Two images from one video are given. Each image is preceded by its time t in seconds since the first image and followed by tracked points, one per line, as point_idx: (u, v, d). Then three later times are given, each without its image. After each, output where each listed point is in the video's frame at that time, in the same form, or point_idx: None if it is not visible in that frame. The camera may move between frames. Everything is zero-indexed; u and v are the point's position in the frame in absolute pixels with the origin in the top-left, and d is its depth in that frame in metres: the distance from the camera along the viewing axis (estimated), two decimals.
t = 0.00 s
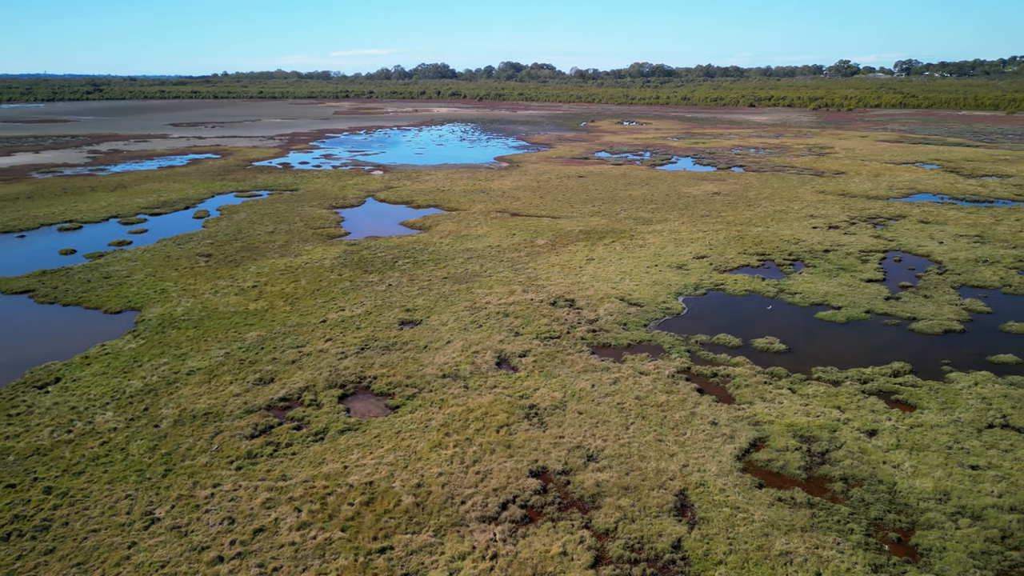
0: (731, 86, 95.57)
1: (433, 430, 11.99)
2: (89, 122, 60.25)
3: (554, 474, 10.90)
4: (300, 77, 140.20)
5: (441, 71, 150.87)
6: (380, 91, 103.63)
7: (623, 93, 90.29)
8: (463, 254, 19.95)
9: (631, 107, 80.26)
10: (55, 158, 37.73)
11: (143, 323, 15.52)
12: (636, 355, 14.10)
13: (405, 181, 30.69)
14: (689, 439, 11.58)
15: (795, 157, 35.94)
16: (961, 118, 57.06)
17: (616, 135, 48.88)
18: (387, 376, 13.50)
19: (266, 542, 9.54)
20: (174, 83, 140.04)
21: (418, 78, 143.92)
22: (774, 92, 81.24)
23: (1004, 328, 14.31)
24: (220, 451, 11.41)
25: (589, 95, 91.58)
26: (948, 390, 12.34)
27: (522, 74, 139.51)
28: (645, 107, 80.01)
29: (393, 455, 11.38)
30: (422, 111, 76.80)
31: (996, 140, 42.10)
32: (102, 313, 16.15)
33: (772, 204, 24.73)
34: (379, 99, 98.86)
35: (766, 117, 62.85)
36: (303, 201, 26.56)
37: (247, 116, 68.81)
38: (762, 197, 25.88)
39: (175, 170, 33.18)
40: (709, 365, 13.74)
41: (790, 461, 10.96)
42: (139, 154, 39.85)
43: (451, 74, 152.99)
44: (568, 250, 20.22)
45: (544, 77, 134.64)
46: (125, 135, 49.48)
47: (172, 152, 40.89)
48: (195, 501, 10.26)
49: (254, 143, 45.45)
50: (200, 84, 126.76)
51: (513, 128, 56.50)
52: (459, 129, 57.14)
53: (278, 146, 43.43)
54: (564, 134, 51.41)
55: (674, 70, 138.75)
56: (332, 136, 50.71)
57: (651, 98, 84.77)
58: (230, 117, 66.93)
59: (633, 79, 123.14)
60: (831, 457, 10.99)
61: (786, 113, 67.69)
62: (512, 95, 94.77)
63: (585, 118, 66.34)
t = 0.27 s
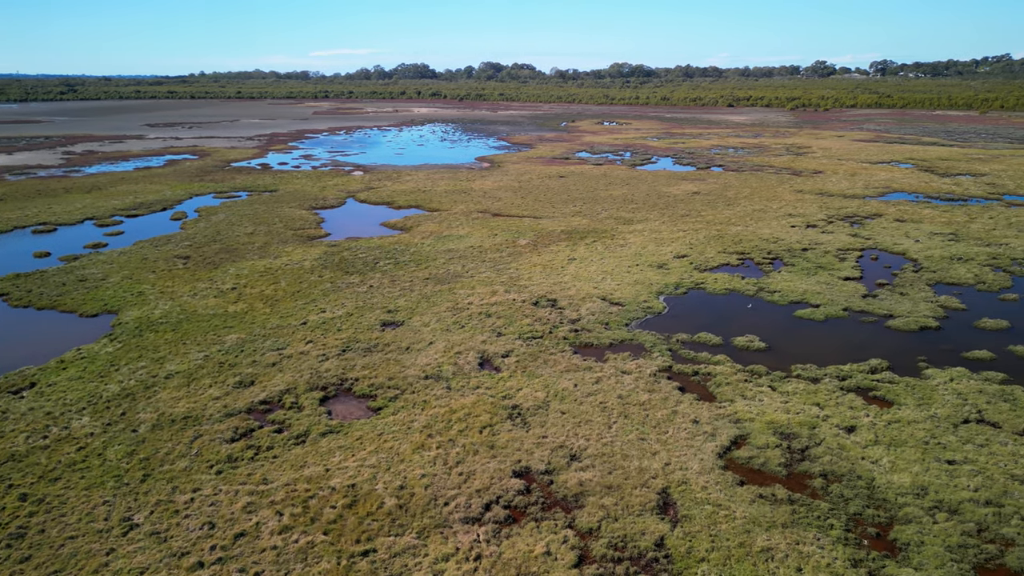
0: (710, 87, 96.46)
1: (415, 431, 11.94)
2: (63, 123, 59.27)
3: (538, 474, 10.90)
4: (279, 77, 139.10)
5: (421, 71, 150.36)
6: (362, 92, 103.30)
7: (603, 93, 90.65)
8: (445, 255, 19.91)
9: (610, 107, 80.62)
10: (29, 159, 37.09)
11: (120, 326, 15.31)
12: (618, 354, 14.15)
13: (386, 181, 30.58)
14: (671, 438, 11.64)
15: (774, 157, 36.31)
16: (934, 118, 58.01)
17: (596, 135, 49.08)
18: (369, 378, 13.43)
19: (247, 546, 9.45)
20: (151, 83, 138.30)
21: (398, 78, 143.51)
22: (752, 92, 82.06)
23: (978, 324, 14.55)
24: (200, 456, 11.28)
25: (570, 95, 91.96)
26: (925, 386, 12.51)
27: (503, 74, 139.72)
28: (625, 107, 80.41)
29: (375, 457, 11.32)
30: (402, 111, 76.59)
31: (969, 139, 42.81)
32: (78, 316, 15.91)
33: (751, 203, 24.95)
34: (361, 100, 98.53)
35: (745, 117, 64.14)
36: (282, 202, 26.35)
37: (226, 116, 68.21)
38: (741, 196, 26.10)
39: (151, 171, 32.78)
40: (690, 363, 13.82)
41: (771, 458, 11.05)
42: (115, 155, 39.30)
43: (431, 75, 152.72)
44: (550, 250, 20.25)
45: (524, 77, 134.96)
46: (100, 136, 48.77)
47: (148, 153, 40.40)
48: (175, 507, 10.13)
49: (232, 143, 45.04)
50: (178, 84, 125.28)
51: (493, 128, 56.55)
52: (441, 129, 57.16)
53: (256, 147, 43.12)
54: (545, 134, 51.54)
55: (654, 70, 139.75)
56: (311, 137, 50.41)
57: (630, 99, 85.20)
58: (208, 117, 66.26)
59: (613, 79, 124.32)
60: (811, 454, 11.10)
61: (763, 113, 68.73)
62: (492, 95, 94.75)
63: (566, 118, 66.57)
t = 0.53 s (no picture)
0: (688, 87, 97.36)
1: (397, 433, 11.89)
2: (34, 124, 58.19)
3: (520, 474, 10.90)
4: (256, 77, 137.67)
5: (399, 71, 149.57)
6: (342, 92, 102.77)
7: (582, 93, 90.92)
8: (425, 255, 19.86)
9: (589, 107, 80.92)
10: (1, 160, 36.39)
11: (94, 329, 15.08)
12: (599, 353, 14.20)
13: (365, 182, 30.44)
14: (652, 436, 11.70)
15: (751, 156, 36.68)
16: (907, 117, 58.99)
17: (574, 135, 49.22)
18: (350, 380, 13.35)
19: (226, 551, 9.34)
20: (125, 82, 136.27)
21: (376, 78, 142.76)
22: (729, 92, 82.83)
23: (951, 321, 14.80)
24: (178, 460, 11.14)
25: (549, 95, 92.29)
26: (899, 381, 12.70)
27: (482, 74, 139.72)
28: (603, 107, 80.74)
29: (356, 459, 11.25)
30: (381, 111, 76.29)
31: (941, 138, 43.55)
32: (51, 320, 15.64)
33: (728, 202, 25.18)
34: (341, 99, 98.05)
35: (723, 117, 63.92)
36: (259, 203, 26.12)
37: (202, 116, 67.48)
38: (719, 195, 26.32)
39: (125, 172, 32.34)
40: (670, 361, 13.91)
41: (751, 455, 11.15)
42: (89, 156, 38.70)
43: (410, 74, 151.97)
44: (530, 250, 20.28)
45: (504, 77, 134.97)
46: (74, 137, 47.98)
47: (123, 153, 39.85)
48: (152, 512, 10.00)
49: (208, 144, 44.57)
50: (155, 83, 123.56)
51: (472, 128, 56.54)
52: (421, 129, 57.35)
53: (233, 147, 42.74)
54: (524, 134, 51.61)
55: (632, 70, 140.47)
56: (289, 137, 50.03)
57: (609, 99, 85.58)
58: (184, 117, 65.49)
59: (591, 78, 125.20)
60: (789, 450, 11.21)
61: (741, 112, 69.43)
62: (471, 95, 94.66)
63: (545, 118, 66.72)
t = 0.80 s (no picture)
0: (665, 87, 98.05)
1: (377, 435, 11.82)
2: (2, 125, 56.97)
3: (501, 474, 10.89)
4: (231, 77, 136.04)
5: (377, 71, 148.61)
6: (320, 92, 102.07)
7: (559, 93, 91.10)
8: (404, 256, 19.78)
9: (566, 107, 81.14)
10: None
11: (66, 334, 14.82)
12: (579, 353, 14.23)
13: (342, 182, 30.26)
14: (632, 434, 11.76)
15: (728, 156, 37.05)
16: (878, 117, 59.97)
17: (552, 135, 49.31)
18: (329, 382, 13.25)
19: (204, 557, 9.23)
20: (97, 83, 133.96)
21: (353, 78, 141.73)
22: (705, 92, 83.55)
23: (923, 317, 15.05)
24: (154, 466, 10.97)
25: (525, 95, 92.48)
26: (874, 377, 12.89)
27: (459, 74, 139.49)
28: (581, 107, 81.01)
29: (336, 462, 11.17)
30: (358, 111, 75.86)
31: (912, 137, 44.32)
32: (21, 325, 15.34)
33: (705, 201, 25.40)
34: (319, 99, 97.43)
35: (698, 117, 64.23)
36: (235, 205, 25.85)
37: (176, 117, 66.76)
38: (696, 195, 26.53)
39: (97, 174, 31.83)
40: (649, 360, 13.98)
41: (730, 452, 11.25)
42: (60, 157, 38.01)
43: (387, 74, 151.09)
44: (509, 250, 20.28)
45: (481, 77, 134.91)
46: (44, 138, 47.11)
47: (95, 155, 39.18)
48: (128, 518, 9.84)
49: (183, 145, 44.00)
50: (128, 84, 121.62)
51: (450, 128, 56.46)
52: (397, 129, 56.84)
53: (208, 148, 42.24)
54: (501, 134, 51.62)
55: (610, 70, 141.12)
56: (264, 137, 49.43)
57: (586, 99, 85.89)
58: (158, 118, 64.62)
59: (568, 79, 125.94)
60: (767, 446, 11.33)
61: (717, 112, 70.06)
62: (449, 96, 94.46)
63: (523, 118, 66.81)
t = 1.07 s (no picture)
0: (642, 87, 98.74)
1: (356, 437, 11.74)
2: None
3: (481, 475, 10.87)
4: (205, 77, 134.24)
5: (352, 71, 147.20)
6: (295, 92, 101.29)
7: (536, 94, 91.30)
8: (382, 257, 19.69)
9: (543, 108, 81.35)
10: None
11: (36, 339, 14.53)
12: (558, 352, 14.25)
13: (318, 183, 30.06)
14: (611, 433, 11.80)
15: (703, 156, 37.40)
16: (849, 116, 61.01)
17: (529, 136, 49.46)
18: (306, 385, 13.14)
19: (180, 564, 9.09)
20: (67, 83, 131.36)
21: (329, 78, 140.61)
22: (680, 92, 84.28)
23: (895, 313, 15.31)
24: (128, 472, 10.79)
25: (502, 95, 92.60)
26: (848, 373, 13.08)
27: (436, 74, 139.14)
28: (558, 107, 81.25)
29: (314, 465, 11.07)
30: (334, 112, 75.38)
31: (882, 136, 45.14)
32: None
33: (682, 201, 25.61)
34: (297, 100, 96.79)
35: (674, 117, 65.28)
36: (209, 206, 25.53)
37: (148, 117, 65.94)
38: (673, 194, 26.73)
39: (66, 176, 31.25)
40: (627, 359, 14.05)
41: (708, 449, 11.33)
42: (30, 159, 37.24)
43: (364, 74, 150.23)
44: (487, 250, 20.28)
45: (457, 78, 134.81)
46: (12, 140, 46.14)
47: (65, 156, 38.46)
48: (102, 526, 9.67)
49: (156, 146, 43.36)
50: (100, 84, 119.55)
51: (427, 128, 56.33)
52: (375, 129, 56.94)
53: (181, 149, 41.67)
54: (478, 134, 51.64)
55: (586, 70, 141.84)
56: (238, 138, 49.04)
57: (563, 99, 86.17)
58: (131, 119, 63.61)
59: (546, 79, 126.44)
60: (745, 443, 11.43)
61: (692, 112, 70.77)
62: (426, 96, 94.20)
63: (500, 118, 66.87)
